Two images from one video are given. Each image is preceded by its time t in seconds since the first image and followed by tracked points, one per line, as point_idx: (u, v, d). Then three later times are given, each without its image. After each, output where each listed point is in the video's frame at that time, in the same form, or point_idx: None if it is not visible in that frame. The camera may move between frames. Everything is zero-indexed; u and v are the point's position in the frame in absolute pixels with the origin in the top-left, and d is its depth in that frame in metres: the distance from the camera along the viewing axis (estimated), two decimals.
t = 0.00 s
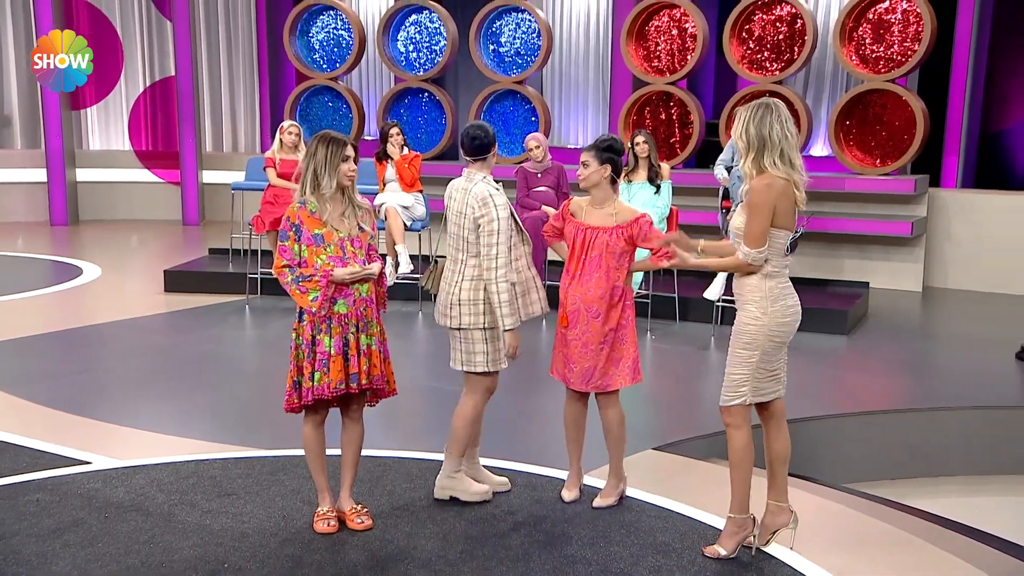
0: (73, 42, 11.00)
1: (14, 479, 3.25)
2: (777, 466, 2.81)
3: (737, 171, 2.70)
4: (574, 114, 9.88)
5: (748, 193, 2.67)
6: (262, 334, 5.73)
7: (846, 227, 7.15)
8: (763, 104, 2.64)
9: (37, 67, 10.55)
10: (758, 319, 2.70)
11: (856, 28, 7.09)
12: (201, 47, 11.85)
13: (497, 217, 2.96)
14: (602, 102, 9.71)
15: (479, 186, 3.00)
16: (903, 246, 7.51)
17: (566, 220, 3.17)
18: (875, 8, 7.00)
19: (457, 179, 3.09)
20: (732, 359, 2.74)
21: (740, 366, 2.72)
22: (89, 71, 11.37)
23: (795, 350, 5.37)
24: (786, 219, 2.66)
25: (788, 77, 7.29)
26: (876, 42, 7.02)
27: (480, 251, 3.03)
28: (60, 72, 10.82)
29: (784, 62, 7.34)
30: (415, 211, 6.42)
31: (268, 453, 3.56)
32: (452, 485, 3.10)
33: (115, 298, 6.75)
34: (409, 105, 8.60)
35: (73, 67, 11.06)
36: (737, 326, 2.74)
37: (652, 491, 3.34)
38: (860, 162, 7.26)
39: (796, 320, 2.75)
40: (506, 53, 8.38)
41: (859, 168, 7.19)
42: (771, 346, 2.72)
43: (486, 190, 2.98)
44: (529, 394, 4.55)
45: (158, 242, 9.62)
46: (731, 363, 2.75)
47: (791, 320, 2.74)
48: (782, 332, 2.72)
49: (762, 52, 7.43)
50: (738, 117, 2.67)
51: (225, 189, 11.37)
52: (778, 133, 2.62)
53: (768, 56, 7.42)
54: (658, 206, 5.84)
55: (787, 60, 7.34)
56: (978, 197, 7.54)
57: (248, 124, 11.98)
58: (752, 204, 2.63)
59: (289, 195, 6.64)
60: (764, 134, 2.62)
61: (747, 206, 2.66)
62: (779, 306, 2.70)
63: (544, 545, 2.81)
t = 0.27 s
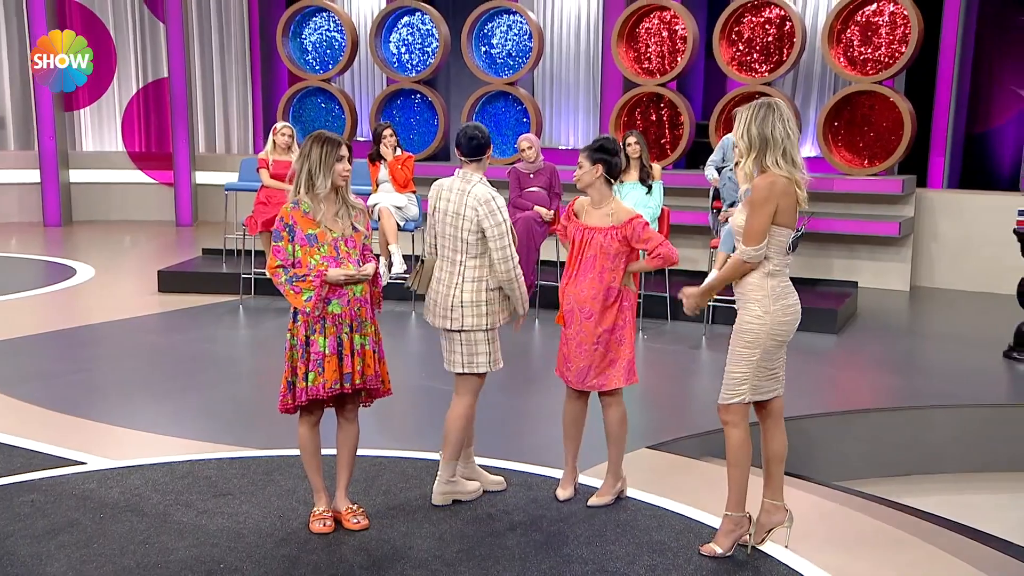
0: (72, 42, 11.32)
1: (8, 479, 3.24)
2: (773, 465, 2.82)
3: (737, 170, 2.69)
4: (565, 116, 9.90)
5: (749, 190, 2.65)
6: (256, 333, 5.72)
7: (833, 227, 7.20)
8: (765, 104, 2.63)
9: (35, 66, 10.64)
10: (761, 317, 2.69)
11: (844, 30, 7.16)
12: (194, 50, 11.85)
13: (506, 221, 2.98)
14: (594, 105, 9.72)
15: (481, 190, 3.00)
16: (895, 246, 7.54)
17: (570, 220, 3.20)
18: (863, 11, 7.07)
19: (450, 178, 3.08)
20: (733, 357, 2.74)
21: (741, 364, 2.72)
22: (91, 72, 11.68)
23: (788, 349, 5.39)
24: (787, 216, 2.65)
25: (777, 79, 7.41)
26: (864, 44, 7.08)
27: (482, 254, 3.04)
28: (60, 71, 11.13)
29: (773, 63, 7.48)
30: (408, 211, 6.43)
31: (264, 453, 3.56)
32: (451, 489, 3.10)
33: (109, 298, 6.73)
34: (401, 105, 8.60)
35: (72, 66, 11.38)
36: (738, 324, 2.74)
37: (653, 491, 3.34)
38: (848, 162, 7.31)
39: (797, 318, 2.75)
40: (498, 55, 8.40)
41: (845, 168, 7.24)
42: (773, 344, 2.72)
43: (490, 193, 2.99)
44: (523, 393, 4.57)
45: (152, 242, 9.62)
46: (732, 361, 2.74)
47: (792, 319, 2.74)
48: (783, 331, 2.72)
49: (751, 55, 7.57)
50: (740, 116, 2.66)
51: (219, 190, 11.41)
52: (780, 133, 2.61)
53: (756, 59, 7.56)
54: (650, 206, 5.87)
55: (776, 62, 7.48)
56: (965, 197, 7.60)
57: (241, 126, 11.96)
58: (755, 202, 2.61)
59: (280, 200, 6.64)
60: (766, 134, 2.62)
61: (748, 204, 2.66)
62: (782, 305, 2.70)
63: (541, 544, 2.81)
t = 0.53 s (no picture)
0: (73, 42, 11.54)
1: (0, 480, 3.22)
2: (767, 464, 2.82)
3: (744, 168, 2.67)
4: (554, 117, 9.91)
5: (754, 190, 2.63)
6: (249, 334, 5.72)
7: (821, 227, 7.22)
8: (770, 103, 2.61)
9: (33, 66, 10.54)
10: (762, 317, 2.68)
11: (831, 33, 7.27)
12: (185, 51, 11.83)
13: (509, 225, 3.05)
14: (584, 106, 9.75)
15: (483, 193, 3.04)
16: (886, 245, 7.57)
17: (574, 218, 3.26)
18: (849, 13, 7.17)
19: (444, 178, 3.09)
20: (731, 356, 2.72)
21: (740, 362, 2.71)
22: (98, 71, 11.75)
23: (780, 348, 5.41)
24: (791, 217, 2.65)
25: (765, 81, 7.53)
26: (850, 46, 7.18)
27: (479, 256, 3.07)
28: (59, 71, 11.40)
29: (761, 65, 7.59)
30: (401, 211, 6.44)
31: (258, 453, 3.55)
32: (445, 490, 3.09)
33: (101, 299, 6.71)
34: (392, 107, 8.60)
35: (73, 67, 11.55)
36: (738, 322, 2.73)
37: (646, 490, 3.34)
38: (834, 163, 7.40)
39: (795, 319, 2.74)
40: (488, 56, 8.39)
41: (831, 169, 7.33)
42: (771, 344, 2.71)
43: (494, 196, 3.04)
44: (515, 392, 4.58)
45: (143, 243, 9.60)
46: (731, 360, 2.72)
47: (791, 320, 2.74)
48: (782, 331, 2.72)
49: (739, 57, 7.68)
50: (747, 113, 2.63)
51: (210, 192, 11.39)
52: (788, 133, 2.60)
53: (744, 61, 7.66)
54: (640, 207, 5.92)
55: (763, 64, 7.59)
56: (950, 197, 7.72)
57: (231, 127, 11.92)
58: (760, 202, 2.59)
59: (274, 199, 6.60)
60: (774, 133, 2.59)
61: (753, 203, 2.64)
62: (782, 304, 2.70)
63: (536, 544, 2.81)
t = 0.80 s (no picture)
0: (75, 43, 11.59)
1: None
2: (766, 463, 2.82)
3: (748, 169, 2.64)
4: (546, 117, 9.92)
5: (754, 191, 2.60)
6: (244, 333, 5.71)
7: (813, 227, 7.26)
8: (771, 103, 2.57)
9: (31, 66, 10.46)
10: (762, 317, 2.65)
11: (819, 35, 7.36)
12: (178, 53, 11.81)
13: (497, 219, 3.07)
14: (574, 109, 9.75)
15: (470, 189, 3.05)
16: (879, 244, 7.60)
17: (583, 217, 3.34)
18: (838, 16, 7.26)
19: (434, 178, 3.10)
20: (739, 361, 2.70)
21: (749, 366, 2.68)
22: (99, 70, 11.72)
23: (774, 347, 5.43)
24: (791, 218, 2.60)
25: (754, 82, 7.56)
26: (838, 48, 7.27)
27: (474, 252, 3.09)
28: (59, 72, 11.47)
29: (750, 66, 7.64)
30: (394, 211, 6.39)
31: (253, 453, 3.55)
32: (442, 489, 3.09)
33: (95, 299, 6.70)
34: (384, 108, 8.60)
35: (74, 67, 11.57)
36: (740, 325, 2.69)
37: (642, 489, 3.34)
38: (823, 164, 7.46)
39: (795, 316, 2.71)
40: (481, 58, 8.43)
41: (821, 170, 7.37)
42: (773, 344, 2.68)
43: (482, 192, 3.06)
44: (510, 391, 4.58)
45: (137, 243, 9.60)
46: (739, 364, 2.70)
47: (793, 317, 2.71)
48: (784, 330, 2.69)
49: (729, 59, 7.74)
50: (747, 113, 2.60)
51: (203, 192, 11.40)
52: (788, 132, 2.56)
53: (734, 62, 7.71)
54: (632, 207, 6.07)
55: (753, 65, 7.64)
56: (934, 196, 7.81)
57: (224, 127, 11.91)
58: (759, 203, 2.56)
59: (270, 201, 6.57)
60: (775, 132, 2.56)
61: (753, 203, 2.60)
62: (781, 303, 2.66)
63: (534, 543, 2.81)
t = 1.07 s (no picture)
0: (75, 42, 11.61)
1: None
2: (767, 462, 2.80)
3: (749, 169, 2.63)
4: (540, 118, 9.92)
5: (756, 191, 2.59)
6: (241, 333, 5.71)
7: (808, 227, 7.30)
8: (773, 102, 2.57)
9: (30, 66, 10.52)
10: (767, 318, 2.62)
11: (811, 36, 7.40)
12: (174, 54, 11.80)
13: (470, 218, 2.98)
14: (569, 110, 9.76)
15: (440, 190, 2.99)
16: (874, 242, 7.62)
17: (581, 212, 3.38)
18: (829, 18, 7.31)
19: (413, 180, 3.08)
20: (750, 364, 2.66)
21: (758, 367, 2.64)
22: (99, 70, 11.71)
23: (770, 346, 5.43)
24: (793, 219, 2.59)
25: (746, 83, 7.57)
26: (829, 49, 7.32)
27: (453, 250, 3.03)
28: (59, 72, 11.54)
29: (743, 67, 7.65)
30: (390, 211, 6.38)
31: (251, 452, 3.55)
32: (441, 487, 3.08)
33: (91, 298, 6.69)
34: (380, 109, 8.62)
35: (74, 66, 11.60)
36: (746, 327, 2.66)
37: (641, 487, 3.34)
38: (816, 164, 7.51)
39: (801, 315, 2.67)
40: (475, 60, 8.41)
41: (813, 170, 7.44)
42: (782, 344, 2.65)
43: (451, 192, 2.98)
44: (504, 390, 4.59)
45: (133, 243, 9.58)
46: (749, 365, 2.66)
47: (799, 316, 2.68)
48: (791, 329, 2.65)
49: (721, 60, 7.76)
50: (747, 113, 2.60)
51: (199, 192, 11.39)
52: (790, 131, 2.55)
53: (726, 64, 7.73)
54: (627, 207, 6.11)
55: (745, 66, 7.65)
56: (923, 197, 7.81)
57: (220, 128, 11.89)
58: (762, 203, 2.54)
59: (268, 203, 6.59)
60: (776, 132, 2.55)
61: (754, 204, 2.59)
62: (785, 304, 2.63)
63: (533, 542, 2.81)
